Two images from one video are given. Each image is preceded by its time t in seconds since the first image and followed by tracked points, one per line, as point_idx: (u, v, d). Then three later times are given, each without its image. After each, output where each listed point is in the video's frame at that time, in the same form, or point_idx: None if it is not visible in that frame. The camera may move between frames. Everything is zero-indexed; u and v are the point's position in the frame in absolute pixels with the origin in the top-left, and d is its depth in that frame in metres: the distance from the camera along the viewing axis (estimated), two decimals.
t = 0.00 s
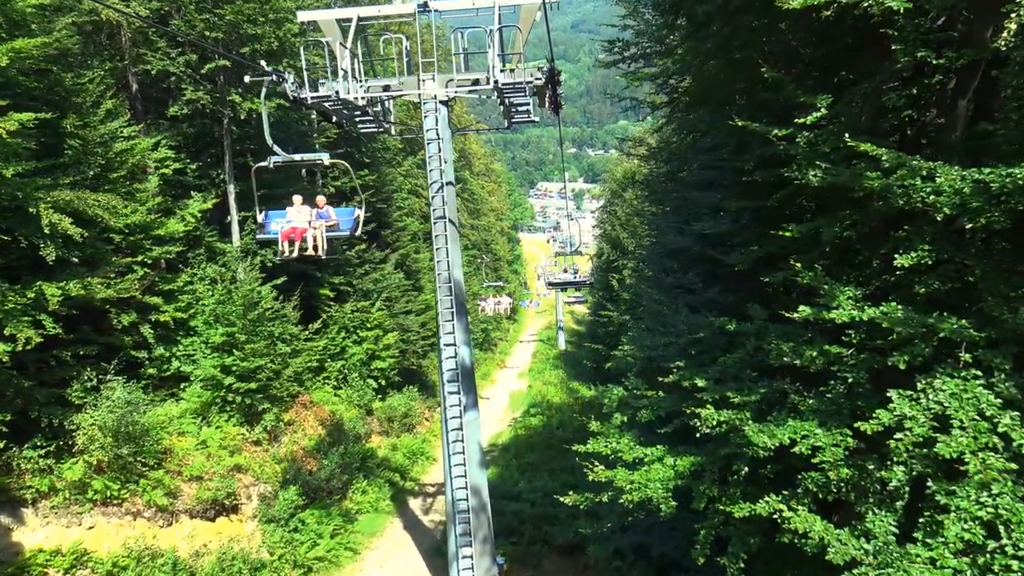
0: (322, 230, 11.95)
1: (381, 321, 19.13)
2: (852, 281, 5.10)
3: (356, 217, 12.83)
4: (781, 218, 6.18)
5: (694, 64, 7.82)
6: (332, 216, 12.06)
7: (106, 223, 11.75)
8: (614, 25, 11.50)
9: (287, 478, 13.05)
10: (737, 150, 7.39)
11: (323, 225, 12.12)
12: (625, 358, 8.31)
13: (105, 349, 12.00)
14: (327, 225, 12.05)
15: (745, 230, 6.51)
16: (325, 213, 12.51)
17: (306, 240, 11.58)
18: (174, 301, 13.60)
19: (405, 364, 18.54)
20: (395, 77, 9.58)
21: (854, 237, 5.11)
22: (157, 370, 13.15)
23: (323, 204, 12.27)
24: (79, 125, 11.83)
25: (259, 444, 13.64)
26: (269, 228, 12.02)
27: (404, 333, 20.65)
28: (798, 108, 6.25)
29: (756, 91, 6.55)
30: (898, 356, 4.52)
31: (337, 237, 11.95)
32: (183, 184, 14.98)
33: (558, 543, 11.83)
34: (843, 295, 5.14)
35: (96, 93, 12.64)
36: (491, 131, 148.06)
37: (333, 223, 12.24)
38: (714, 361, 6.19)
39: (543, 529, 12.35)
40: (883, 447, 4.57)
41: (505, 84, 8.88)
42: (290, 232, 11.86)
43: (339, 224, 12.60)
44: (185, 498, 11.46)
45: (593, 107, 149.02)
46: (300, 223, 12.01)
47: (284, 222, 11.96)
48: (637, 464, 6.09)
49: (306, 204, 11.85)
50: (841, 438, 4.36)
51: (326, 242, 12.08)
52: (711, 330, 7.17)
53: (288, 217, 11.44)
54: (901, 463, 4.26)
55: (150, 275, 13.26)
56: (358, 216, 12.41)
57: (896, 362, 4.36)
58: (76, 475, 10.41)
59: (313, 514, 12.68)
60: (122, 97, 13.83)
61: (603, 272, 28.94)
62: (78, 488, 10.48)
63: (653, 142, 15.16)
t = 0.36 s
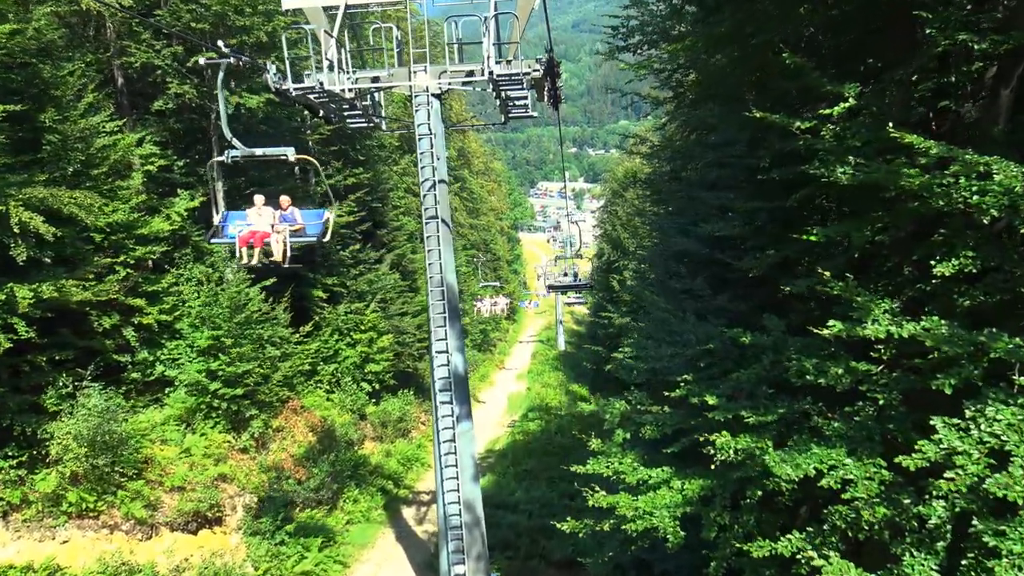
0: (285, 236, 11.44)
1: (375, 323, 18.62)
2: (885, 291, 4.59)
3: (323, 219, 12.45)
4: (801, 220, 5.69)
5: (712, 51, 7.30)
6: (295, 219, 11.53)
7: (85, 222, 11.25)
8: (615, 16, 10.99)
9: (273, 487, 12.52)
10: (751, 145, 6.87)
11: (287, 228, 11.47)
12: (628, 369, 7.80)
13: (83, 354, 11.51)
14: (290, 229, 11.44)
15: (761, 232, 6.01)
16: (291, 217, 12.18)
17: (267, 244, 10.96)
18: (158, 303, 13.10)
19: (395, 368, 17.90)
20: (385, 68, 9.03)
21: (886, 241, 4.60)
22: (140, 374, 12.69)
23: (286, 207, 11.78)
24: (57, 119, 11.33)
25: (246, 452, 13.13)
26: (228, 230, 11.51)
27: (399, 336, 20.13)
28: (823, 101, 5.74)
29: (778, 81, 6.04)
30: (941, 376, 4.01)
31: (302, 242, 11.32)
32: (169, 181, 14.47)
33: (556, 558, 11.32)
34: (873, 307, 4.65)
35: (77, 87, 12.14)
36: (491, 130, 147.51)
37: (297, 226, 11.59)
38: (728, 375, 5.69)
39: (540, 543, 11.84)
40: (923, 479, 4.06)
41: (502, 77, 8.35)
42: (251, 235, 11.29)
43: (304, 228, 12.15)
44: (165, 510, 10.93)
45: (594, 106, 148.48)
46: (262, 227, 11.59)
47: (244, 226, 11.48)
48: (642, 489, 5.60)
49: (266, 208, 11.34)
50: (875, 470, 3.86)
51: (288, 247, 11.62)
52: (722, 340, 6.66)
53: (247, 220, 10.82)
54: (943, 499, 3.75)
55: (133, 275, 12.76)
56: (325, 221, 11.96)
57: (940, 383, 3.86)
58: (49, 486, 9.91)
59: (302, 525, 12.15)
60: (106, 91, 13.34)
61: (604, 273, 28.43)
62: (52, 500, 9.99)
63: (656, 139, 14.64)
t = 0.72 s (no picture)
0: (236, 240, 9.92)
1: (369, 324, 18.12)
2: (922, 302, 4.11)
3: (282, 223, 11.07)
4: (823, 221, 5.21)
5: (727, 38, 6.83)
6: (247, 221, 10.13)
7: (62, 220, 10.78)
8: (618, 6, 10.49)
9: (260, 495, 12.01)
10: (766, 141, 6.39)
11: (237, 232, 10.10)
12: (632, 378, 7.31)
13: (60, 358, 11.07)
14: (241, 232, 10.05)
15: (777, 234, 5.53)
16: (244, 219, 10.88)
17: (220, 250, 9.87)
18: (140, 304, 12.61)
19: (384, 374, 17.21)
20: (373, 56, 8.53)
21: (923, 246, 4.12)
22: (123, 377, 12.26)
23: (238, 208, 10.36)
24: (33, 111, 10.84)
25: (231, 459, 12.66)
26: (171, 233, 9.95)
27: (394, 337, 19.62)
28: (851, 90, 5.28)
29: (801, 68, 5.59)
30: (991, 401, 3.52)
31: (252, 247, 9.95)
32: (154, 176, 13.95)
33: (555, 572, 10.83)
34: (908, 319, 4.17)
35: (55, 78, 11.64)
36: (492, 127, 146.61)
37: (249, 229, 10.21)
38: (743, 391, 5.19)
39: (537, 556, 11.35)
40: (968, 517, 3.58)
41: (496, 66, 7.87)
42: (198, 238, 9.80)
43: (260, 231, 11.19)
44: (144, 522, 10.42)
45: (595, 104, 147.83)
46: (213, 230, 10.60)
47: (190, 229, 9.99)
48: (647, 516, 5.13)
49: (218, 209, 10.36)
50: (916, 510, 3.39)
51: (240, 253, 10.35)
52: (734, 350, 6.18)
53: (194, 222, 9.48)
54: (994, 545, 3.27)
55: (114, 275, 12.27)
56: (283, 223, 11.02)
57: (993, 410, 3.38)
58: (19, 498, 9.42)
59: (290, 536, 11.63)
60: (87, 83, 12.85)
61: (604, 273, 27.90)
62: (22, 512, 9.51)
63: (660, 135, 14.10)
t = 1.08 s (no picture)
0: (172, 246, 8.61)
1: (363, 324, 17.61)
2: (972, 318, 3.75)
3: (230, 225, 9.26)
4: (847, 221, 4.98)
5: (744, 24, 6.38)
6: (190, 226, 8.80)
7: (36, 215, 10.27)
8: None
9: (244, 505, 11.44)
10: (786, 135, 5.93)
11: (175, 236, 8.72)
12: (636, 389, 6.85)
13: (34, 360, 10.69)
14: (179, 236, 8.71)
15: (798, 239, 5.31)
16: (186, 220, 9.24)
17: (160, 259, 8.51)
18: (121, 304, 12.10)
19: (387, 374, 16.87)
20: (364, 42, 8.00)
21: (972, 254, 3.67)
22: (104, 380, 11.90)
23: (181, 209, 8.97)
24: (7, 102, 10.33)
25: (216, 467, 12.15)
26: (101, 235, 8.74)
27: (389, 337, 19.11)
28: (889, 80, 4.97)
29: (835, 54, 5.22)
30: None
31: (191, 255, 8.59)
32: (138, 171, 13.44)
33: None
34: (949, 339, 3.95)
35: (32, 68, 11.14)
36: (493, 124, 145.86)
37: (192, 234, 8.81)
38: (758, 411, 4.77)
39: (533, 569, 10.85)
40: None
41: (490, 54, 7.34)
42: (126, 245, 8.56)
43: (203, 235, 9.22)
44: (121, 534, 9.87)
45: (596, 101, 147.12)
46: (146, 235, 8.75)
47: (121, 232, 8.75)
48: (655, 548, 4.66)
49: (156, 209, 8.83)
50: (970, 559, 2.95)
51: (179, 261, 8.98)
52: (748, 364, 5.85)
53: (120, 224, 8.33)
54: None
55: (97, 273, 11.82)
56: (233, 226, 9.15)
57: None
58: None
59: (275, 548, 11.08)
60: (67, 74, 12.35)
61: (604, 272, 27.36)
62: None
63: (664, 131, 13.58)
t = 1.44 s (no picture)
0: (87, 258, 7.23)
1: (356, 325, 17.10)
2: None
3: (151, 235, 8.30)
4: (880, 223, 4.64)
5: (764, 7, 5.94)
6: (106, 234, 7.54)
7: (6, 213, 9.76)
8: None
9: (228, 514, 10.90)
10: (811, 129, 5.45)
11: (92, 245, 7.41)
12: (642, 403, 6.37)
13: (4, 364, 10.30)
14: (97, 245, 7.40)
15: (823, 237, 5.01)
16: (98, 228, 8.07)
17: (64, 270, 7.21)
18: (102, 305, 11.62)
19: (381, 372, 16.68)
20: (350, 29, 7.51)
21: None
22: (83, 384, 11.44)
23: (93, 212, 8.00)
24: None
25: (199, 475, 11.67)
26: None
27: (384, 338, 18.61)
28: (941, 65, 4.58)
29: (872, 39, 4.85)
30: None
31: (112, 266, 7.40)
32: (122, 166, 12.95)
33: None
34: (1004, 361, 3.60)
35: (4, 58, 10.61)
36: (493, 121, 145.19)
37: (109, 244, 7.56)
38: (778, 435, 4.31)
39: None
40: None
41: (484, 38, 6.80)
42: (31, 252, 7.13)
43: (117, 247, 8.17)
44: (95, 550, 9.34)
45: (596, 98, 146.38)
46: (52, 244, 7.44)
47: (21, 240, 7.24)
48: None
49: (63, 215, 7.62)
50: None
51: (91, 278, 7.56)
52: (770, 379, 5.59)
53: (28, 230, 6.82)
54: None
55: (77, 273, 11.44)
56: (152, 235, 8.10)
57: None
58: None
59: (259, 561, 10.56)
60: (44, 65, 11.85)
61: (604, 271, 26.84)
62: None
63: (668, 126, 13.06)
